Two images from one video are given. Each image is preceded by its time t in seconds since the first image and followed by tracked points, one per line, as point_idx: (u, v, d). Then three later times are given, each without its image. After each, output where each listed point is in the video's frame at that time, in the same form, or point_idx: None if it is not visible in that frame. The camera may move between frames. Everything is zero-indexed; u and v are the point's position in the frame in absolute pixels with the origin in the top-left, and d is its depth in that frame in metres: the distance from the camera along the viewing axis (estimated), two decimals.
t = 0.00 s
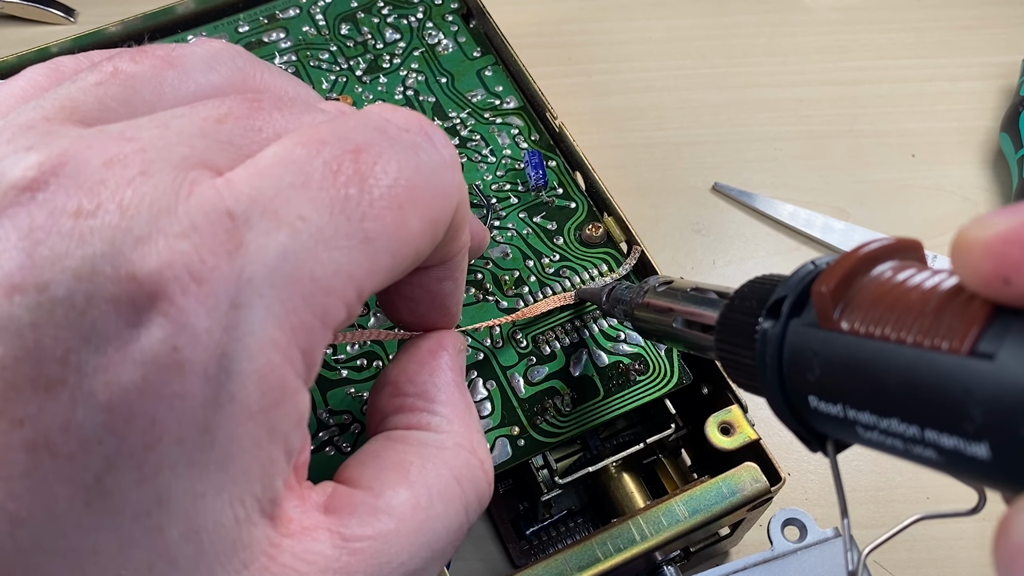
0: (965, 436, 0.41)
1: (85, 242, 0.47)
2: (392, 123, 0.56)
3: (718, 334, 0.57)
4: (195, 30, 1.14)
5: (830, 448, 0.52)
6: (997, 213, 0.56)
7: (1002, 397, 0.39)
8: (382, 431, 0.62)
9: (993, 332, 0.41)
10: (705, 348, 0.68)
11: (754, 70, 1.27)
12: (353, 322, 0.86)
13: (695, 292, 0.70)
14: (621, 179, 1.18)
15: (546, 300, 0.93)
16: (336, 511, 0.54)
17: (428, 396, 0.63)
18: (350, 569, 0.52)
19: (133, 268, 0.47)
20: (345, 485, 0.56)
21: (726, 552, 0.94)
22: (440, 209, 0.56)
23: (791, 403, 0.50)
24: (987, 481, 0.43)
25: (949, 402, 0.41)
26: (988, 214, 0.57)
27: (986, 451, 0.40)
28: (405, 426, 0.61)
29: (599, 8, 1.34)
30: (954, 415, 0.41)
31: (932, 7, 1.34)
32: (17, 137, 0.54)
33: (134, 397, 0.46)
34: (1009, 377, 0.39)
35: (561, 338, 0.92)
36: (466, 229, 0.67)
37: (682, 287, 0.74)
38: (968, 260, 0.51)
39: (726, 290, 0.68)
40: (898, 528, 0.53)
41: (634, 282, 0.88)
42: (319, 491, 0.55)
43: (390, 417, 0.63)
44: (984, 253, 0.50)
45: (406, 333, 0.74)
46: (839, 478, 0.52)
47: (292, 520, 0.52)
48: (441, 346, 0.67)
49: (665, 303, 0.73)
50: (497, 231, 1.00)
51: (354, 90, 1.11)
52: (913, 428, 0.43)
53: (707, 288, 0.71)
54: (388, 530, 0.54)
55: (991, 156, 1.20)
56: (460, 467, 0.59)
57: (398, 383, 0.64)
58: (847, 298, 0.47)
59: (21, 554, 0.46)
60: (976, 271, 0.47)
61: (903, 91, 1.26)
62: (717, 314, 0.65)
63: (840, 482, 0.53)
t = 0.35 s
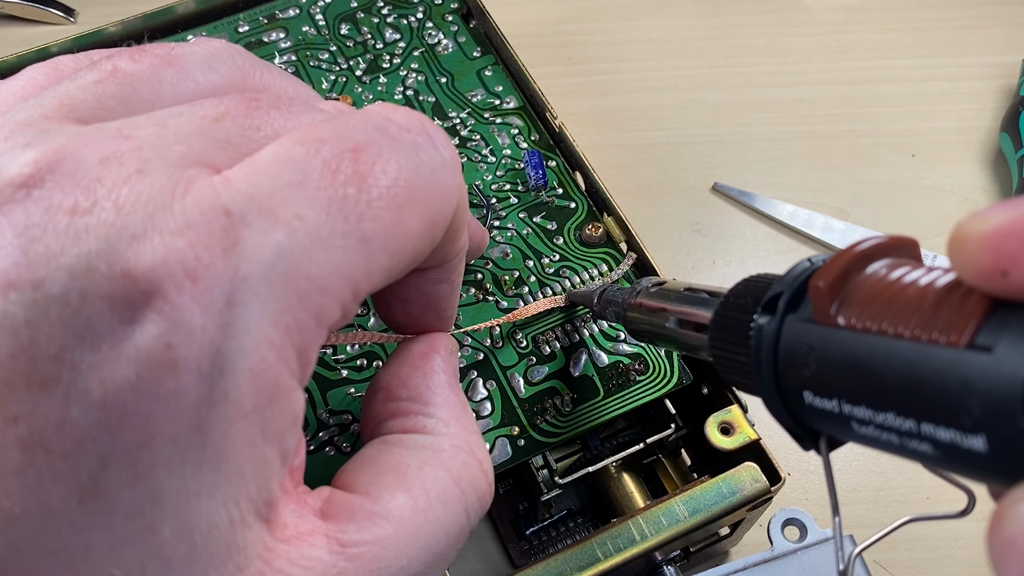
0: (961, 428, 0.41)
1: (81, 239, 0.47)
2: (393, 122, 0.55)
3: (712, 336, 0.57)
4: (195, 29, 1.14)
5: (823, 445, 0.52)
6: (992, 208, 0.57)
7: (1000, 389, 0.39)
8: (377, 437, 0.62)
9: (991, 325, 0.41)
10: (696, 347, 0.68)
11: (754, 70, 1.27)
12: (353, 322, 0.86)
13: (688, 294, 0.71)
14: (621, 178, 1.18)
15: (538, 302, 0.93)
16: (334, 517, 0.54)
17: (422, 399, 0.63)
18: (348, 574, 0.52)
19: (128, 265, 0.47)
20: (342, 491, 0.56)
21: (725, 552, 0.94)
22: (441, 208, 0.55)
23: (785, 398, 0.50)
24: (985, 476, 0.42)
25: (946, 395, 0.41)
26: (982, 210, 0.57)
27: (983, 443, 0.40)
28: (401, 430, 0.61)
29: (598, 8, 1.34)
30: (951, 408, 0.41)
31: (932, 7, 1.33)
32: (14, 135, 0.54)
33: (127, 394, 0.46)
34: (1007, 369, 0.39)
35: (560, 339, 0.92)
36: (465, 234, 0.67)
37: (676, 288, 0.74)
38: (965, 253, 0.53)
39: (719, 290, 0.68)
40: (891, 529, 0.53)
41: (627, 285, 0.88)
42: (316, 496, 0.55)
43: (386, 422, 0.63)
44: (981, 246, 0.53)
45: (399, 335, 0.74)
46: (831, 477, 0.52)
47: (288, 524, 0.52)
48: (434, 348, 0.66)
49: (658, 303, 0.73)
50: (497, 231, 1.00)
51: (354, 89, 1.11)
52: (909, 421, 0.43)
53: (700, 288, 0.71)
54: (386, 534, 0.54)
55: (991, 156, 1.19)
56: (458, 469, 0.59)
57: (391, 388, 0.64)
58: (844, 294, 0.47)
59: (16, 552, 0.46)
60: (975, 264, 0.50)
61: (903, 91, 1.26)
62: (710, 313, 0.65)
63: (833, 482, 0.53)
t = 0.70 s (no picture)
0: (964, 436, 0.41)
1: (73, 236, 0.47)
2: (386, 107, 0.55)
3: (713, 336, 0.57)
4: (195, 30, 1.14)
5: (825, 449, 0.52)
6: (999, 216, 0.58)
7: (1003, 398, 0.39)
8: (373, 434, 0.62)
9: (993, 334, 0.42)
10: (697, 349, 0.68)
11: (754, 70, 1.27)
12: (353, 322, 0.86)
13: (689, 296, 0.71)
14: (621, 178, 1.18)
15: (537, 302, 0.93)
16: (332, 515, 0.53)
17: (417, 395, 0.62)
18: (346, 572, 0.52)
19: (120, 261, 0.47)
20: (339, 488, 0.56)
21: (725, 552, 0.94)
22: (435, 194, 0.55)
23: (786, 402, 0.50)
24: (984, 482, 0.43)
25: (948, 403, 0.41)
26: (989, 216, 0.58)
27: (986, 451, 0.40)
28: (396, 426, 0.61)
29: (598, 9, 1.34)
30: (954, 415, 0.41)
31: (932, 7, 1.33)
32: (6, 134, 0.54)
33: (121, 390, 0.46)
34: (1010, 378, 0.39)
35: (560, 339, 0.92)
36: (457, 224, 0.67)
37: (676, 290, 0.74)
38: (967, 261, 0.53)
39: (721, 293, 0.68)
40: (893, 530, 0.54)
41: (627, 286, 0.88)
42: (313, 494, 0.55)
43: (381, 420, 0.62)
44: (987, 254, 0.52)
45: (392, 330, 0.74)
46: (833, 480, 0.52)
47: (286, 521, 0.51)
48: (425, 344, 0.66)
49: (659, 305, 0.73)
50: (497, 231, 1.00)
51: (354, 89, 1.11)
52: (912, 428, 0.43)
53: (702, 291, 0.71)
54: (384, 531, 0.54)
55: (991, 156, 1.19)
56: (455, 463, 0.59)
57: (385, 385, 0.63)
58: (845, 300, 0.47)
59: (11, 550, 0.46)
60: (979, 270, 0.49)
61: (902, 91, 1.26)
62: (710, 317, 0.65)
63: (834, 485, 0.53)
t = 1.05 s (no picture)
0: (971, 430, 0.41)
1: (53, 248, 0.47)
2: (370, 108, 0.57)
3: (717, 335, 0.57)
4: (195, 30, 1.14)
5: (829, 446, 0.52)
6: (1003, 211, 0.58)
7: (1011, 391, 0.39)
8: (364, 429, 0.62)
9: (1001, 328, 0.42)
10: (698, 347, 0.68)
11: (754, 70, 1.27)
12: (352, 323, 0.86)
13: (690, 296, 0.71)
14: (621, 179, 1.18)
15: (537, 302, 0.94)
16: (327, 512, 0.54)
17: (409, 388, 0.62)
18: (343, 569, 0.52)
19: (104, 274, 0.47)
20: (334, 485, 0.56)
21: (725, 552, 0.94)
22: (422, 196, 0.57)
23: (791, 398, 0.50)
24: (991, 478, 0.42)
25: (956, 397, 0.41)
26: (993, 211, 0.59)
27: (993, 445, 0.40)
28: (388, 420, 0.61)
29: (598, 9, 1.34)
30: (962, 410, 0.41)
31: (932, 7, 1.33)
32: None
33: (109, 404, 0.46)
34: (1018, 372, 0.39)
35: (560, 339, 0.92)
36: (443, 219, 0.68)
37: (679, 288, 0.74)
38: (975, 257, 0.53)
39: (722, 292, 0.69)
40: (893, 529, 0.54)
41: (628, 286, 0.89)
42: (307, 491, 0.55)
43: (373, 414, 0.62)
44: (992, 249, 0.53)
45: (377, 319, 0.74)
46: (837, 478, 0.52)
47: (281, 522, 0.51)
48: (415, 336, 0.66)
49: (661, 304, 0.73)
50: (497, 231, 1.00)
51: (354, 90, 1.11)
52: (918, 423, 0.43)
53: (704, 289, 0.71)
54: (381, 528, 0.54)
55: (990, 156, 1.19)
56: (449, 457, 0.60)
57: (376, 379, 0.63)
58: (851, 296, 0.47)
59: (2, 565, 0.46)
60: (987, 267, 0.50)
61: (902, 91, 1.26)
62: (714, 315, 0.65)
63: (838, 483, 0.53)
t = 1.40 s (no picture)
0: (977, 430, 0.39)
1: (41, 253, 0.47)
2: (356, 130, 0.58)
3: (718, 335, 0.56)
4: (190, 30, 1.15)
5: (831, 446, 0.50)
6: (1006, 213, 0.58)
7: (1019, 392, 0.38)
8: (343, 440, 0.62)
9: (1006, 328, 0.40)
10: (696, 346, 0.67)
11: (752, 70, 1.26)
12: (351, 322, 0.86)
13: (692, 295, 0.70)
14: (621, 179, 1.17)
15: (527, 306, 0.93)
16: (304, 522, 0.54)
17: (387, 400, 0.63)
18: None
19: (91, 278, 0.47)
20: (311, 494, 0.56)
21: (724, 548, 0.93)
22: (406, 216, 0.57)
23: (793, 399, 0.48)
24: (998, 479, 0.41)
25: (962, 397, 0.39)
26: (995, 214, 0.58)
27: (999, 445, 0.39)
28: (367, 432, 0.62)
29: (597, 9, 1.33)
30: (968, 410, 0.39)
31: (932, 7, 1.32)
32: None
33: (92, 406, 0.46)
34: None
35: (557, 337, 0.92)
36: (432, 237, 0.68)
37: (679, 289, 0.73)
38: (983, 257, 0.52)
39: (722, 292, 0.68)
40: (894, 528, 0.52)
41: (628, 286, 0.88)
42: (285, 502, 0.55)
43: (351, 426, 0.63)
44: (1002, 249, 0.52)
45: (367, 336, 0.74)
46: (839, 477, 0.51)
47: (258, 531, 0.52)
48: (394, 349, 0.67)
49: (660, 305, 0.72)
50: (494, 230, 1.00)
51: (349, 89, 1.11)
52: (923, 423, 0.42)
53: (704, 290, 0.70)
54: (357, 537, 0.54)
55: (990, 156, 1.18)
56: (426, 468, 0.60)
57: (354, 391, 0.64)
58: (853, 297, 0.45)
59: None
60: (993, 266, 0.49)
61: (903, 91, 1.24)
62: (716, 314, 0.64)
63: (839, 477, 0.52)
